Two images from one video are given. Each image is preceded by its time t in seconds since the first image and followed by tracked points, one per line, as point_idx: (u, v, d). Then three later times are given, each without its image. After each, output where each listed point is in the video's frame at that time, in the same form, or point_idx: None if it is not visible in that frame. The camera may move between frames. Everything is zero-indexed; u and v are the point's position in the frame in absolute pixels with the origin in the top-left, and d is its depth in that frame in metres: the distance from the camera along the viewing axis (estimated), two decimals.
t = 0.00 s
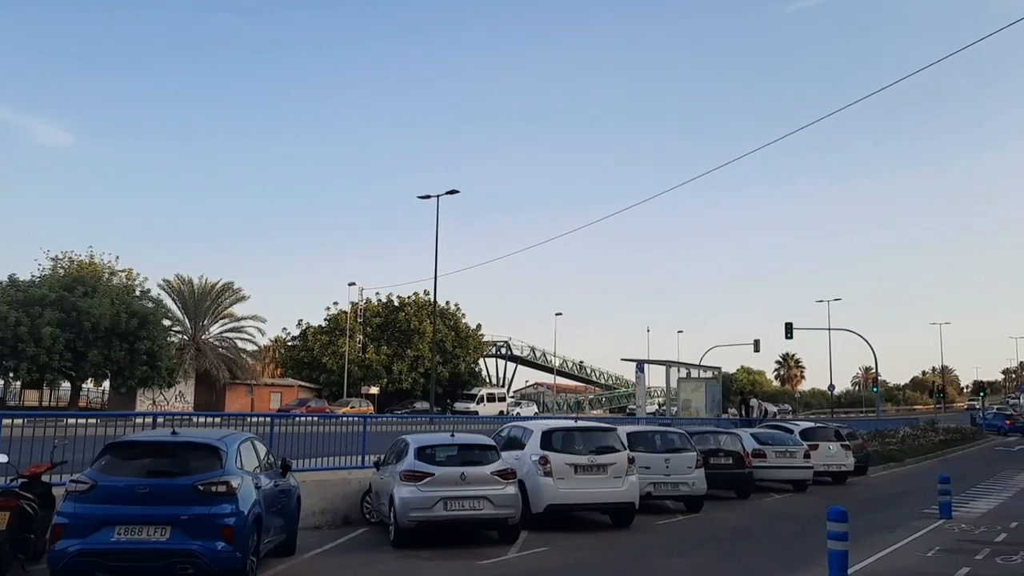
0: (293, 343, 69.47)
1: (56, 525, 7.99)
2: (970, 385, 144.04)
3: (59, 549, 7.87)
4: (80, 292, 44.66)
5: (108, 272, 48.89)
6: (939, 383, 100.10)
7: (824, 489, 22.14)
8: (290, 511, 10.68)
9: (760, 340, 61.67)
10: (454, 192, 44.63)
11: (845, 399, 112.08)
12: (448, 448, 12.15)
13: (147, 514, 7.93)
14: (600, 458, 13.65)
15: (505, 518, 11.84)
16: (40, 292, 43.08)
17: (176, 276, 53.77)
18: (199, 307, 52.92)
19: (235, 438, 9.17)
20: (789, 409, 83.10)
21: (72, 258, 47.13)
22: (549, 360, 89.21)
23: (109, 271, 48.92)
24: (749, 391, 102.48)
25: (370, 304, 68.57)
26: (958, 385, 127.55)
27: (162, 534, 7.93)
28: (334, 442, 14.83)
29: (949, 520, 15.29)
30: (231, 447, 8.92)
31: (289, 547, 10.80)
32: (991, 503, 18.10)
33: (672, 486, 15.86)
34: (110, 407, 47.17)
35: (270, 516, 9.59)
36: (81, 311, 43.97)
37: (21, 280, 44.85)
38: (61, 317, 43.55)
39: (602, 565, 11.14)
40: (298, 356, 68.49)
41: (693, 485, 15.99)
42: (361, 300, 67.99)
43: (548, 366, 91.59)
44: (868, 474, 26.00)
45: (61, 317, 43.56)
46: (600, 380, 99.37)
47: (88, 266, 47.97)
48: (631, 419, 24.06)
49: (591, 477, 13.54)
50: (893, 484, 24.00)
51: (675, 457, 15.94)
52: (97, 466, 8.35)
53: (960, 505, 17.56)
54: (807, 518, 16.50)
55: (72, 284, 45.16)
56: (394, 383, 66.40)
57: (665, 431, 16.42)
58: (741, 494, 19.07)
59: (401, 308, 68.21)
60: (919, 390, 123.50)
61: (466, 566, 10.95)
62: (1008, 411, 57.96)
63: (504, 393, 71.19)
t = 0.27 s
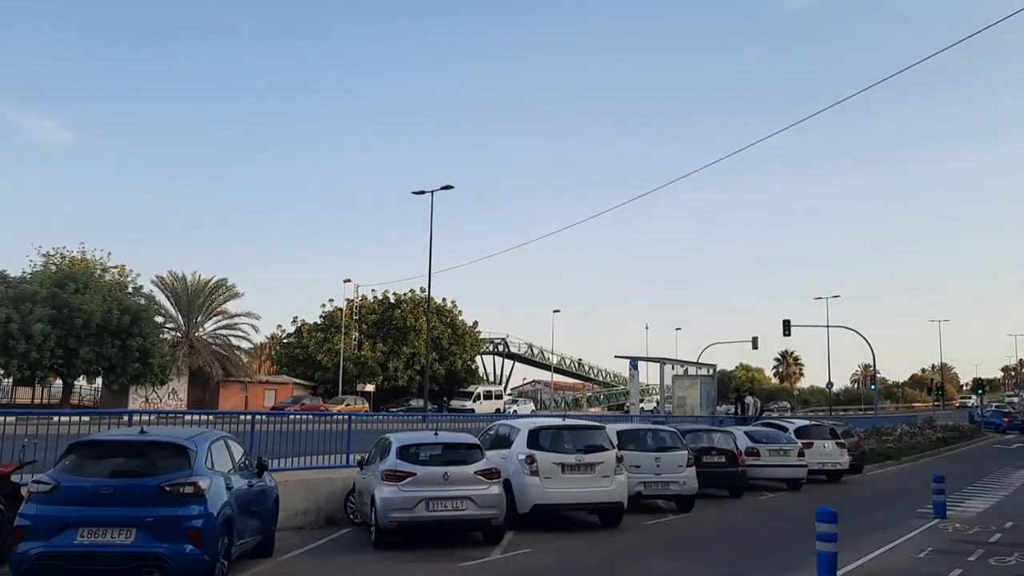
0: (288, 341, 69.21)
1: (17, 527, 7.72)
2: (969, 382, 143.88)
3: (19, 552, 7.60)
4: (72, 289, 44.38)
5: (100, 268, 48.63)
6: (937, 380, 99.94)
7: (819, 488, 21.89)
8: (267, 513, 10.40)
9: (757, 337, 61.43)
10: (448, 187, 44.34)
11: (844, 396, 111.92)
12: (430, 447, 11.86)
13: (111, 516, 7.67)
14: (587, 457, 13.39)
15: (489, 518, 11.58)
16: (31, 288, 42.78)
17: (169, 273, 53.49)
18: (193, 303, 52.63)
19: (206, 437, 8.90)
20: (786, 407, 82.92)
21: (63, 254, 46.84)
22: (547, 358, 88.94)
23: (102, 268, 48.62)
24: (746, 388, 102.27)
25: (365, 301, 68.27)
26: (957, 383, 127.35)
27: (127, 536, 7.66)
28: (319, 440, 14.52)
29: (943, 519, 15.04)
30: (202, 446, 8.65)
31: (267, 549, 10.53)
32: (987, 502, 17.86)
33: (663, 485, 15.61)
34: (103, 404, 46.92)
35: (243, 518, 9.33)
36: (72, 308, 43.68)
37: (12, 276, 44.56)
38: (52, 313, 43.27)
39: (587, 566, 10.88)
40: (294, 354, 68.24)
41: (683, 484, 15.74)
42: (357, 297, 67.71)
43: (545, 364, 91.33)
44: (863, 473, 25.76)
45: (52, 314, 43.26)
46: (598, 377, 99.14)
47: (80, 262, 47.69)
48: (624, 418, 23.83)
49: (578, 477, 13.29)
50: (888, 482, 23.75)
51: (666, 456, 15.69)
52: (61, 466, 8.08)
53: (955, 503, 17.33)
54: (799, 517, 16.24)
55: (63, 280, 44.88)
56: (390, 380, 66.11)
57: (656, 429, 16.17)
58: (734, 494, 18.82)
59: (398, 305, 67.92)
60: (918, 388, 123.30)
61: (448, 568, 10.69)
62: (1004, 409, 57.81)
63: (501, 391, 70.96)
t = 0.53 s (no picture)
0: (284, 337, 68.95)
1: None
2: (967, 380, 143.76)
3: None
4: (64, 285, 44.11)
5: (93, 264, 48.39)
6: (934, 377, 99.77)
7: (812, 486, 21.67)
8: (242, 514, 10.16)
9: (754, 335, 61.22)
10: (441, 182, 44.13)
11: (841, 393, 111.75)
12: (411, 445, 11.63)
13: (73, 517, 7.44)
14: (573, 455, 13.17)
15: (470, 518, 11.36)
16: (23, 285, 42.52)
17: (163, 269, 53.27)
18: (187, 300, 52.37)
19: (175, 436, 8.66)
20: (783, 404, 82.76)
21: (55, 250, 46.58)
22: (544, 355, 88.71)
23: (94, 264, 48.37)
24: (744, 386, 102.13)
25: (361, 298, 68.05)
26: (955, 381, 127.26)
27: (89, 538, 7.43)
28: (301, 438, 14.31)
29: (935, 518, 14.82)
30: (170, 444, 8.42)
31: (242, 549, 10.30)
32: (981, 501, 17.63)
33: (652, 483, 15.38)
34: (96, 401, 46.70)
35: (214, 519, 9.09)
36: (64, 305, 43.40)
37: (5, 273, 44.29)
38: (45, 310, 42.99)
39: (570, 567, 10.66)
40: (289, 350, 67.99)
41: (673, 483, 15.51)
42: (352, 294, 67.44)
43: (542, 361, 91.18)
44: (858, 471, 25.54)
45: (43, 310, 42.99)
46: (596, 374, 98.94)
47: (72, 258, 47.43)
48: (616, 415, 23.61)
49: (564, 475, 13.06)
50: (882, 480, 23.57)
51: (655, 454, 15.48)
52: (23, 465, 7.84)
53: (949, 502, 17.11)
54: (790, 517, 16.02)
55: (55, 277, 44.61)
56: (386, 378, 65.91)
57: (646, 426, 15.94)
58: (726, 491, 18.60)
59: (394, 302, 67.65)
60: (915, 385, 123.16)
61: (427, 568, 10.46)
62: (1001, 407, 57.65)
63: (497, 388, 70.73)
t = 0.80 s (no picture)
0: (277, 334, 68.66)
1: None
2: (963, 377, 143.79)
3: None
4: (54, 282, 43.78)
5: (83, 260, 48.09)
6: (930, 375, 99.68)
7: (803, 484, 21.47)
8: (215, 513, 9.94)
9: (749, 333, 60.99)
10: (434, 177, 43.87)
11: (837, 391, 111.64)
12: (391, 443, 11.39)
13: (31, 517, 7.21)
14: (558, 453, 12.94)
15: (451, 517, 11.13)
16: (12, 281, 42.21)
17: (155, 265, 52.95)
18: (179, 296, 52.07)
19: (141, 433, 8.42)
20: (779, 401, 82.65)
21: (44, 245, 46.25)
22: (539, 352, 88.47)
23: (85, 260, 48.05)
24: (739, 382, 102.04)
25: (355, 294, 67.76)
26: (951, 378, 127.27)
27: (47, 538, 7.20)
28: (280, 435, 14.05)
29: (926, 517, 14.61)
30: (136, 442, 8.18)
31: (215, 548, 10.07)
32: (973, 499, 17.42)
33: (639, 481, 15.17)
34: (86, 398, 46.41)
35: (184, 518, 8.86)
36: (54, 301, 43.08)
37: None
38: (34, 307, 42.66)
39: (551, 567, 10.43)
40: (282, 347, 67.71)
41: (660, 481, 15.30)
42: (346, 290, 67.14)
43: (537, 358, 90.96)
44: (850, 468, 25.35)
45: (33, 307, 42.67)
46: (591, 371, 98.72)
47: (62, 254, 47.12)
48: (607, 412, 23.39)
49: (549, 473, 12.84)
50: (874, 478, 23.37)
51: (642, 451, 15.25)
52: None
53: (940, 500, 16.91)
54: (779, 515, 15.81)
55: (45, 273, 44.28)
56: (379, 375, 65.69)
57: (634, 423, 15.72)
58: (716, 489, 18.39)
59: (388, 299, 67.35)
60: (911, 382, 123.12)
61: (405, 569, 10.24)
62: (997, 404, 57.52)
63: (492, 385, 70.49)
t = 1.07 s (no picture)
0: (269, 331, 68.37)
1: None
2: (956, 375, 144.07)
3: None
4: (43, 278, 43.45)
5: (73, 257, 47.79)
6: (924, 372, 99.78)
7: (792, 482, 21.32)
8: (186, 513, 9.74)
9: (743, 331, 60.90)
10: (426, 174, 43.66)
11: (831, 388, 111.71)
12: (370, 441, 11.19)
13: None
14: (540, 451, 12.75)
15: (430, 517, 10.93)
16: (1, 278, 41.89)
17: (146, 262, 52.65)
18: (170, 293, 51.76)
19: (105, 432, 8.22)
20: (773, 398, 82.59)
21: (34, 242, 45.92)
22: (533, 350, 88.31)
23: (75, 256, 47.73)
24: (733, 380, 102.06)
25: (347, 292, 67.49)
26: (944, 376, 127.51)
27: (4, 541, 7.01)
28: (260, 433, 13.80)
29: (915, 516, 14.46)
30: (99, 441, 7.98)
31: (186, 550, 9.87)
32: (963, 497, 17.27)
33: (625, 480, 14.99)
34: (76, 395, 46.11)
35: (151, 519, 8.67)
36: (43, 298, 42.74)
37: None
38: (23, 304, 42.32)
39: (530, 568, 10.24)
40: (274, 344, 67.43)
41: (646, 479, 15.12)
42: (339, 287, 66.87)
43: (531, 355, 90.79)
44: (841, 466, 25.22)
45: (22, 304, 42.33)
46: (585, 368, 98.59)
47: (52, 251, 46.78)
48: (595, 409, 23.22)
49: (531, 471, 12.65)
50: (864, 476, 23.22)
51: (628, 449, 15.07)
52: None
53: (930, 499, 16.76)
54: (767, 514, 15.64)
55: (34, 269, 43.95)
56: (372, 372, 65.52)
57: (621, 421, 15.53)
58: (704, 487, 18.22)
59: (381, 296, 67.09)
60: (905, 380, 123.28)
61: (381, 570, 10.04)
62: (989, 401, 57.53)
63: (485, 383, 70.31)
